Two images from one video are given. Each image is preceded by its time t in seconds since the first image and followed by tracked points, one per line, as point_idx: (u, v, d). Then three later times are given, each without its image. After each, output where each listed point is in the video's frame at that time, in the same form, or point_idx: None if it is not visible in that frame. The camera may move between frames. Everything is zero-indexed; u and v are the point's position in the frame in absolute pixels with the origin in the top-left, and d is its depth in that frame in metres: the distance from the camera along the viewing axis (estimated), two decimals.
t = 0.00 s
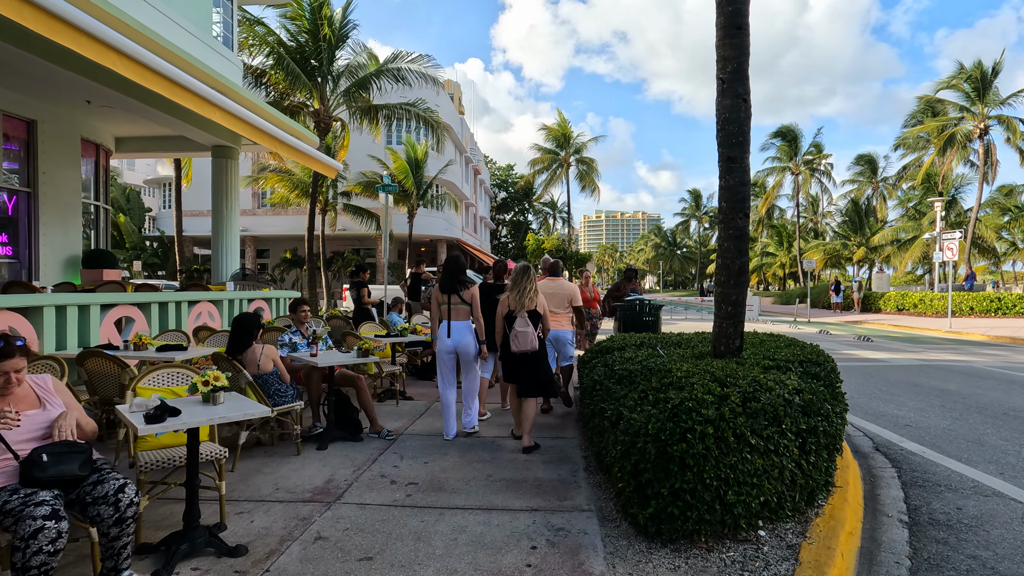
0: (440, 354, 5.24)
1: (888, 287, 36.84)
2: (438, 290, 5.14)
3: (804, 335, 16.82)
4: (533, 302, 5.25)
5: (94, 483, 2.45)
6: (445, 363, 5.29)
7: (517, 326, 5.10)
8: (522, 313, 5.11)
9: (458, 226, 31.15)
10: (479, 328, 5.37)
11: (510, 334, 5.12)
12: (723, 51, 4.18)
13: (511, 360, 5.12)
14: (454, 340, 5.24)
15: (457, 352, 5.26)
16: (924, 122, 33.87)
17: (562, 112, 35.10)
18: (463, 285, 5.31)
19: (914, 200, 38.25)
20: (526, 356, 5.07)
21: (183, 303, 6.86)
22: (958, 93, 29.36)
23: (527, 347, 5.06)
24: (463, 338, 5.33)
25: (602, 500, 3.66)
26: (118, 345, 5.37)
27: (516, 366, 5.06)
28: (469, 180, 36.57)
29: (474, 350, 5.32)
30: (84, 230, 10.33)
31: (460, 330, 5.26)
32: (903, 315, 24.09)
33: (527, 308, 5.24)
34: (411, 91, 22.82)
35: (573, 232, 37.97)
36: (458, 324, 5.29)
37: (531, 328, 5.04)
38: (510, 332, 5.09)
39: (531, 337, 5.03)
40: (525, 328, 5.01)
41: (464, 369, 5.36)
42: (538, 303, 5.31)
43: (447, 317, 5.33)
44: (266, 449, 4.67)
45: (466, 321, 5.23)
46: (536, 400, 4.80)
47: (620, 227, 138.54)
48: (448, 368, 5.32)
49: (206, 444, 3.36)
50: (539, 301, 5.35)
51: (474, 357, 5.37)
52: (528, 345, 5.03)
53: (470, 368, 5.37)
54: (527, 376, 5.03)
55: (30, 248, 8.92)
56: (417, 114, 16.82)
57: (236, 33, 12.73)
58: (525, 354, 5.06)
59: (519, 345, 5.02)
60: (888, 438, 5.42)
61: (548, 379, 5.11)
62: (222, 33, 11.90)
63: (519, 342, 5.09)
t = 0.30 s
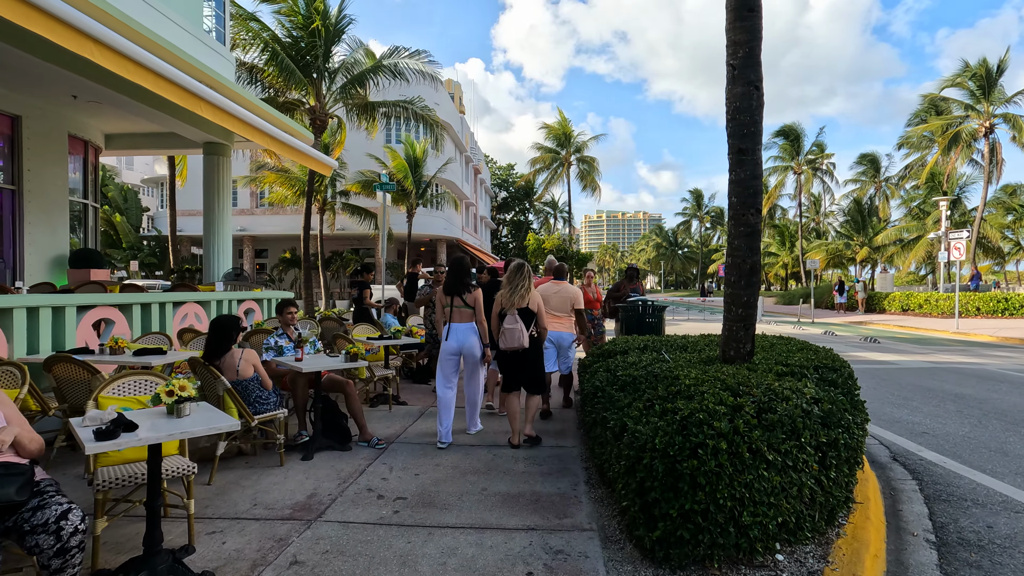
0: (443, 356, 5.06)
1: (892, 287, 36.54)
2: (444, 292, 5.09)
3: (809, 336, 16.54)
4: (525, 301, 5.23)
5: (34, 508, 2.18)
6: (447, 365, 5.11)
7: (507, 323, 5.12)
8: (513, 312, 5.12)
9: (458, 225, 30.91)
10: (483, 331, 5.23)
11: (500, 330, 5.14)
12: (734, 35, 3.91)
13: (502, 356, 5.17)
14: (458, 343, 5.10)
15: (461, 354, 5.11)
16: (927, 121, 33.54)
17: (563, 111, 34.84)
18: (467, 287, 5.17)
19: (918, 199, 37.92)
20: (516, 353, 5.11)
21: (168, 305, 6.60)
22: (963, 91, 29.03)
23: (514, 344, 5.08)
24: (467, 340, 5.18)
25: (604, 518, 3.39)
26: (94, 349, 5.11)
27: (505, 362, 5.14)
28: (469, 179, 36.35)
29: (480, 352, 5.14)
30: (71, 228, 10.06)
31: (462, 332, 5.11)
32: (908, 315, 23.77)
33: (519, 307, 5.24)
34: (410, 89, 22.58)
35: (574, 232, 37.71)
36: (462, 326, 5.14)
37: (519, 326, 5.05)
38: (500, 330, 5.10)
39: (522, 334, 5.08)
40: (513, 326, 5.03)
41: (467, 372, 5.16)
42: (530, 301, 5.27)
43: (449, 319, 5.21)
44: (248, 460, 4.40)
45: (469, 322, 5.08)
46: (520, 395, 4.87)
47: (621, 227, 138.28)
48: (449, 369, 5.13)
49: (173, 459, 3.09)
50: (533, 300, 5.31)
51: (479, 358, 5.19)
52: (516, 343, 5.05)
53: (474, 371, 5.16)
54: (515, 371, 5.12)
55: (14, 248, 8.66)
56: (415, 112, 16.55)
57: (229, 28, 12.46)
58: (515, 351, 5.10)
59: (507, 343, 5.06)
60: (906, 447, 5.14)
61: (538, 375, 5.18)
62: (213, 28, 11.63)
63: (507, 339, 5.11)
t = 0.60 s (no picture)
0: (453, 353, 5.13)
1: (897, 288, 36.16)
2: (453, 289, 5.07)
3: (816, 337, 16.22)
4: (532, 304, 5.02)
5: None
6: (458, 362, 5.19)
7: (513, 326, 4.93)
8: (519, 315, 4.91)
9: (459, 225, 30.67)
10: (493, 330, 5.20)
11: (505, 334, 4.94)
12: (753, 16, 3.63)
13: (504, 361, 4.95)
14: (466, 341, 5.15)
15: (470, 353, 5.14)
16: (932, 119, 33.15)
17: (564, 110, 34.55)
18: (477, 285, 5.18)
19: (923, 198, 37.53)
20: (522, 357, 4.90)
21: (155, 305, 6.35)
22: (968, 89, 28.64)
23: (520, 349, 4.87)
24: (476, 338, 5.24)
25: (614, 538, 3.13)
26: (72, 352, 4.84)
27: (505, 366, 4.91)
28: (470, 179, 36.09)
29: (489, 352, 5.17)
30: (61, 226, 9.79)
31: (469, 330, 5.15)
32: (915, 316, 23.41)
33: (525, 310, 5.04)
34: (410, 87, 22.30)
35: (576, 232, 37.38)
36: (473, 325, 5.16)
37: (524, 330, 4.84)
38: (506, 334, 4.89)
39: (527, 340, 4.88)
40: (519, 330, 4.82)
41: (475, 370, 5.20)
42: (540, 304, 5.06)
43: (458, 317, 5.24)
44: (232, 471, 4.13)
45: (479, 321, 5.09)
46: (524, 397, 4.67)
47: (623, 227, 137.93)
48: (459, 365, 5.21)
49: (142, 475, 2.83)
50: (540, 303, 5.10)
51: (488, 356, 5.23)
52: (521, 347, 4.85)
53: (482, 369, 5.19)
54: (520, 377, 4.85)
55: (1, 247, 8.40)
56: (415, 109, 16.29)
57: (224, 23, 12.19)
58: (519, 356, 4.89)
59: (511, 347, 4.84)
60: (930, 456, 4.86)
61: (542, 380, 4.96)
62: (207, 21, 11.36)
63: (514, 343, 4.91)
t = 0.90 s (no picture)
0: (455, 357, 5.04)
1: (900, 288, 35.82)
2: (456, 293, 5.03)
3: (821, 338, 15.93)
4: (540, 303, 5.06)
5: None
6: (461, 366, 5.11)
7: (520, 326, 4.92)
8: (527, 315, 4.91)
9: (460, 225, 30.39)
10: (497, 333, 5.21)
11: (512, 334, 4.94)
12: None
13: (512, 361, 4.95)
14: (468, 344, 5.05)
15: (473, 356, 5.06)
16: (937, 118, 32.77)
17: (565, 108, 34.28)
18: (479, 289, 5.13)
19: (927, 198, 37.17)
20: (530, 357, 4.92)
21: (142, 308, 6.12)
22: (973, 88, 28.29)
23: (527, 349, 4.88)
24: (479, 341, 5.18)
25: (621, 562, 2.89)
26: (48, 357, 4.60)
27: (512, 366, 4.94)
28: (470, 178, 35.86)
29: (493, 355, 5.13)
30: (50, 224, 9.56)
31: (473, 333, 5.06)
32: (920, 317, 23.14)
33: (532, 309, 5.07)
34: (410, 86, 22.06)
35: (577, 232, 37.12)
36: (475, 329, 5.08)
37: (533, 330, 4.86)
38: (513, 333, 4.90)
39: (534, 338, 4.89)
40: (528, 330, 4.84)
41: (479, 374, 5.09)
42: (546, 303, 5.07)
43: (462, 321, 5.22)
44: (214, 485, 3.88)
45: (482, 324, 5.01)
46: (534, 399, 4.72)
47: (623, 227, 137.64)
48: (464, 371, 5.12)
49: (105, 495, 2.60)
50: (546, 303, 5.13)
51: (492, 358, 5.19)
52: (529, 347, 4.86)
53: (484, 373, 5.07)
54: (528, 375, 4.89)
55: None
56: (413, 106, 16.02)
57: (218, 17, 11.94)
58: (526, 356, 4.90)
59: (519, 346, 4.86)
60: (952, 468, 4.60)
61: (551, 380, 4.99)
62: (201, 17, 11.12)
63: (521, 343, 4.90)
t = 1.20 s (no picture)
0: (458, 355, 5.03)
1: (905, 288, 35.50)
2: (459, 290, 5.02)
3: (827, 339, 15.65)
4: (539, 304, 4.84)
5: None
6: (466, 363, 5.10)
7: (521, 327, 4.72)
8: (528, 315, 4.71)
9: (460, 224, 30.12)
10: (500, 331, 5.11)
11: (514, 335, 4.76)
12: None
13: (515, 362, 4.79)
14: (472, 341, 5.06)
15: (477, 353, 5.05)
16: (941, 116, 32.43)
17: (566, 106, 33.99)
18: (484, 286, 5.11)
19: (931, 197, 36.84)
20: (534, 359, 4.72)
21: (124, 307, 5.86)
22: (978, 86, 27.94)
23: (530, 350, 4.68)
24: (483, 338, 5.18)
25: None
26: (17, 359, 4.32)
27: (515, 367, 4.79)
28: (471, 177, 35.59)
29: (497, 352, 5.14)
30: (37, 221, 9.29)
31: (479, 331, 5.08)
32: (925, 317, 22.84)
33: (534, 310, 4.84)
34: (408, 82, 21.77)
35: (578, 232, 36.85)
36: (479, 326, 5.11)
37: (534, 331, 4.67)
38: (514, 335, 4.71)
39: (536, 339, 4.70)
40: (529, 331, 4.65)
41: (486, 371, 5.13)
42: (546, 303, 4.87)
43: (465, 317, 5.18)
44: (190, 496, 3.61)
45: (485, 322, 5.04)
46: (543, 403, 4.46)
47: (624, 227, 137.32)
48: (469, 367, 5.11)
49: (54, 515, 2.32)
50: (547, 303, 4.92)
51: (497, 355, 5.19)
52: (531, 349, 4.66)
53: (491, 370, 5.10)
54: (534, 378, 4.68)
55: None
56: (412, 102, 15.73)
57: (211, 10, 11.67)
58: (529, 357, 4.70)
59: (521, 348, 4.67)
60: (979, 478, 4.32)
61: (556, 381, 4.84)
62: (193, 8, 10.85)
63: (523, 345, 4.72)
